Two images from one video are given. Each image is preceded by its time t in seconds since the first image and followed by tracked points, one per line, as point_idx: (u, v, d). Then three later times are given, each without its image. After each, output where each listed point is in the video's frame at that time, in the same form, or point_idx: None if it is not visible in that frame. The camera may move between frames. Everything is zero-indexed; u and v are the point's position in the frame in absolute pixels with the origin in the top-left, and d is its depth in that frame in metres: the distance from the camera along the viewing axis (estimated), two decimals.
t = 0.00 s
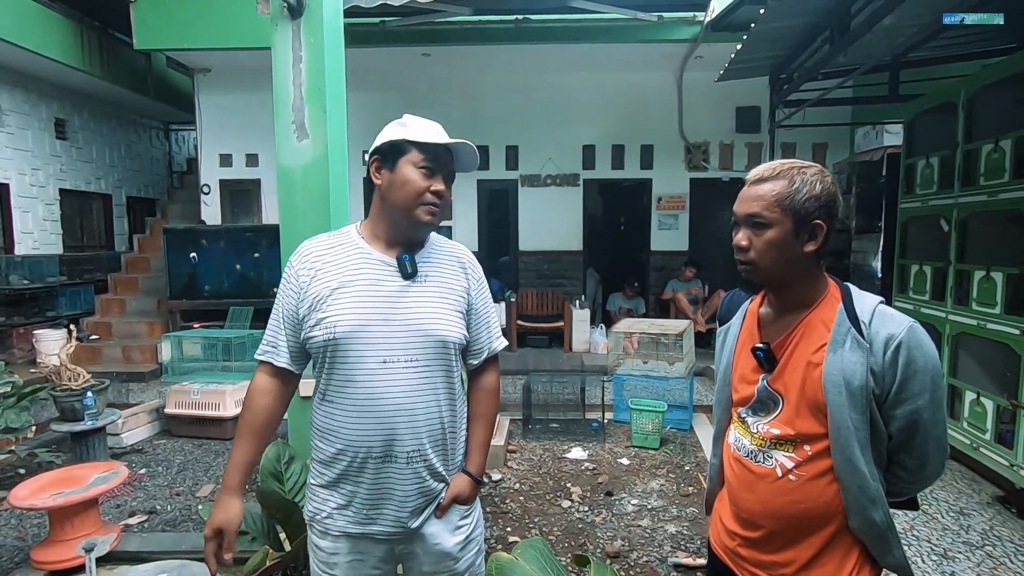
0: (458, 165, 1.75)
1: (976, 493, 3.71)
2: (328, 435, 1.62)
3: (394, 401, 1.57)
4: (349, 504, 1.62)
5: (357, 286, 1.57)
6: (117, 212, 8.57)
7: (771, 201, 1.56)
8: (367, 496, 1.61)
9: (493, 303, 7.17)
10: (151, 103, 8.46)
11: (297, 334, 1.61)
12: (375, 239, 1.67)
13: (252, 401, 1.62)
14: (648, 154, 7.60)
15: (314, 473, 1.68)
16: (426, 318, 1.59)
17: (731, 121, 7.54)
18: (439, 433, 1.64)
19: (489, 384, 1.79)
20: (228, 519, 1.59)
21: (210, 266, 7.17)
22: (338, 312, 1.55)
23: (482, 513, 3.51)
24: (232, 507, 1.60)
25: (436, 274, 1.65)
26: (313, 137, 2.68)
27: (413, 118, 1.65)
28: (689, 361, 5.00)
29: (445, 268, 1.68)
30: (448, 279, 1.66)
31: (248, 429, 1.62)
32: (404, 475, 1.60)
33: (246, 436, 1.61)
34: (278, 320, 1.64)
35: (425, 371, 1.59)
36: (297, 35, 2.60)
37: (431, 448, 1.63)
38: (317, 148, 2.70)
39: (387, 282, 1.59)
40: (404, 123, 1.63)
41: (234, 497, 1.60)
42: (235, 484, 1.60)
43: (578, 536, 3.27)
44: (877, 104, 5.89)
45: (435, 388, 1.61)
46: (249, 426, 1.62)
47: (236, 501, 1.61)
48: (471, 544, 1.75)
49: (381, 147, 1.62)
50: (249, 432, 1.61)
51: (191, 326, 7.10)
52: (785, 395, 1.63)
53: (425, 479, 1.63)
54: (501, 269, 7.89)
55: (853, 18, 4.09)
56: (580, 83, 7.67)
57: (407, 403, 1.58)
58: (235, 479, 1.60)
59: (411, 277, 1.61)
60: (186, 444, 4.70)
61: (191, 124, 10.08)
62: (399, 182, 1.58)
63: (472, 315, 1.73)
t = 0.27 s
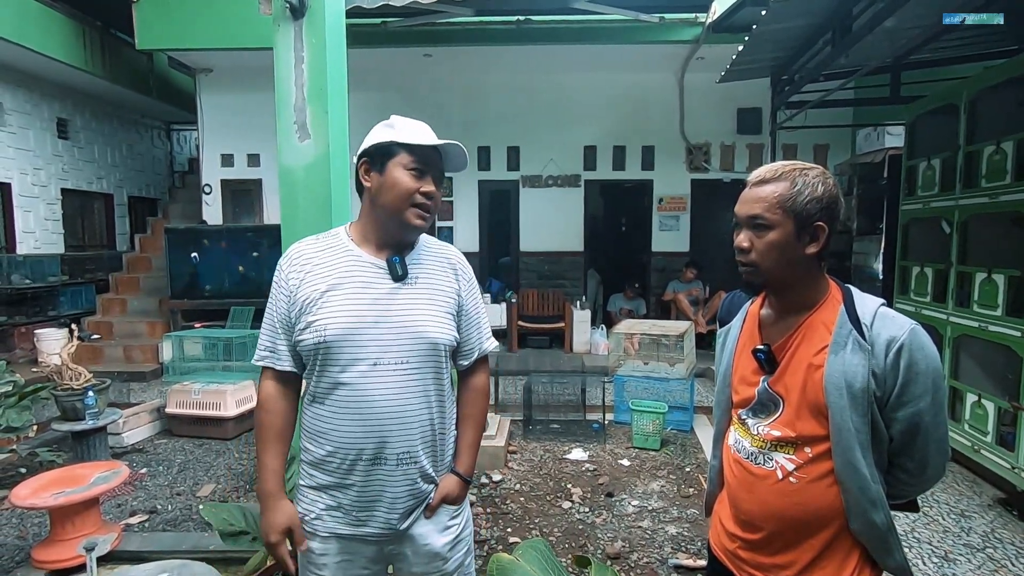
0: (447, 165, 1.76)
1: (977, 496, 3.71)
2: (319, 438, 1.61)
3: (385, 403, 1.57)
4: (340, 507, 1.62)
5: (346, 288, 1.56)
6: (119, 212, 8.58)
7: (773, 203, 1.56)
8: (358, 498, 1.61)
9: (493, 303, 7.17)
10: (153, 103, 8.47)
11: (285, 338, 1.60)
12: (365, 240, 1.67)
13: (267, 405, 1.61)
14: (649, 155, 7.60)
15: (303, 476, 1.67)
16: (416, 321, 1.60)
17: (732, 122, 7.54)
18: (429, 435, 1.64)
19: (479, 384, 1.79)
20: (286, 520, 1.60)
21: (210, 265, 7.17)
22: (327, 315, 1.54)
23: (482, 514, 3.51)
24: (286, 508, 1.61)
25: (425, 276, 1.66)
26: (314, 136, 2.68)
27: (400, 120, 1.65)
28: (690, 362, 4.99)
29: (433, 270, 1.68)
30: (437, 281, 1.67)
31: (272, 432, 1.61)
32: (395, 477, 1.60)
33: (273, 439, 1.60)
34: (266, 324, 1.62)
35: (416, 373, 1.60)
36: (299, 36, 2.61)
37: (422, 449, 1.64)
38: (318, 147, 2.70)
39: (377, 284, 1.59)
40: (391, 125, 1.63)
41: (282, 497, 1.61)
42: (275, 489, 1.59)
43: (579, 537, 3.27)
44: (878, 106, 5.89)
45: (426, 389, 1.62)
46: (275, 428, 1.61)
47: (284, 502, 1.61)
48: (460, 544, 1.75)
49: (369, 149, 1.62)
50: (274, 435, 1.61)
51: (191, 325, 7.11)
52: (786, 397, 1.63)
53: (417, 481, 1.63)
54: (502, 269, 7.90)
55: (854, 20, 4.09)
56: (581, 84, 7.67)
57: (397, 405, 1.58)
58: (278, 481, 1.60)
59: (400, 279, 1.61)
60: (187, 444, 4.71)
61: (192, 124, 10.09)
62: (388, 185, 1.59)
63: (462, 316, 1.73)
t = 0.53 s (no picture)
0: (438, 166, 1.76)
1: (979, 498, 3.70)
2: (309, 440, 1.61)
3: (376, 406, 1.57)
4: (331, 508, 1.62)
5: (337, 291, 1.56)
6: (121, 211, 8.59)
7: (775, 204, 1.56)
8: (349, 500, 1.61)
9: (494, 304, 7.17)
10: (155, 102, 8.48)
11: (275, 340, 1.60)
12: (355, 242, 1.66)
13: (251, 407, 1.61)
14: (651, 156, 7.60)
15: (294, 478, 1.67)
16: (407, 323, 1.60)
17: (734, 123, 7.53)
18: (420, 437, 1.65)
19: (470, 385, 1.80)
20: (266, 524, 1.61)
21: (212, 265, 7.17)
22: (318, 317, 1.54)
23: (483, 515, 3.51)
24: (267, 511, 1.61)
25: (417, 277, 1.66)
26: (317, 137, 2.68)
27: (389, 121, 1.65)
28: (691, 363, 4.99)
29: (425, 271, 1.68)
30: (428, 283, 1.67)
31: (256, 434, 1.61)
32: (385, 479, 1.61)
33: (257, 441, 1.61)
34: (256, 326, 1.62)
35: (407, 376, 1.60)
36: (303, 36, 2.61)
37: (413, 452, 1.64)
38: (321, 148, 2.70)
39: (367, 287, 1.59)
40: (381, 127, 1.63)
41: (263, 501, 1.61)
42: (257, 492, 1.60)
43: (580, 538, 3.27)
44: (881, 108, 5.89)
45: (416, 391, 1.62)
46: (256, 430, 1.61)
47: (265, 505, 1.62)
48: (450, 544, 1.73)
49: (359, 151, 1.61)
50: (258, 436, 1.61)
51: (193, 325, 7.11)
52: (788, 400, 1.62)
53: (407, 483, 1.63)
54: (503, 270, 7.89)
55: (857, 21, 4.09)
56: (584, 84, 7.67)
57: (387, 408, 1.58)
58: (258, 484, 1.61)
59: (391, 282, 1.61)
60: (189, 443, 4.71)
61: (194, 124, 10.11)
62: (378, 185, 1.59)
63: (452, 318, 1.74)
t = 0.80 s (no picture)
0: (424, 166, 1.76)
1: (980, 500, 3.69)
2: (300, 442, 1.61)
3: (366, 407, 1.57)
4: (324, 509, 1.62)
5: (325, 293, 1.56)
6: (124, 211, 8.61)
7: (774, 206, 1.56)
8: (341, 501, 1.61)
9: (495, 304, 7.16)
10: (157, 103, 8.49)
11: (265, 343, 1.60)
12: (343, 243, 1.67)
13: (229, 407, 1.62)
14: (653, 156, 7.60)
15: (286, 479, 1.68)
16: (396, 323, 1.60)
17: (736, 124, 7.53)
18: (411, 437, 1.64)
19: (461, 383, 1.80)
20: (220, 530, 1.60)
21: (214, 265, 7.17)
22: (306, 319, 1.54)
23: (484, 515, 3.51)
24: (223, 517, 1.60)
25: (406, 277, 1.66)
26: (318, 137, 2.67)
27: (375, 120, 1.65)
28: (693, 364, 4.99)
29: (414, 271, 1.68)
30: (417, 282, 1.67)
31: (227, 436, 1.62)
32: (377, 479, 1.61)
33: (226, 443, 1.62)
34: (245, 330, 1.62)
35: (397, 376, 1.60)
36: (304, 36, 2.62)
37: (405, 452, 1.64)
38: (322, 148, 2.69)
39: (355, 288, 1.58)
40: (366, 127, 1.63)
41: (222, 507, 1.61)
42: (218, 494, 1.60)
43: (581, 539, 3.27)
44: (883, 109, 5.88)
45: (407, 391, 1.62)
46: (228, 433, 1.62)
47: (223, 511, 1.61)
48: (443, 543, 1.73)
49: (345, 152, 1.62)
50: (228, 439, 1.62)
51: (195, 325, 7.12)
52: (789, 402, 1.62)
53: (400, 483, 1.63)
54: (504, 270, 7.89)
55: (859, 23, 4.09)
56: (585, 85, 7.67)
57: (378, 408, 1.58)
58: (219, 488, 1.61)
59: (379, 283, 1.61)
60: (190, 443, 4.72)
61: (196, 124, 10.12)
62: (364, 186, 1.59)
63: (443, 317, 1.73)
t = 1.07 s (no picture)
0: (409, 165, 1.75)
1: (981, 501, 3.69)
2: (293, 444, 1.62)
3: (358, 407, 1.57)
4: (318, 510, 1.62)
5: (314, 295, 1.56)
6: (124, 212, 8.62)
7: (741, 257, 1.47)
8: (335, 502, 1.61)
9: (495, 305, 7.16)
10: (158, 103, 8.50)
11: (256, 347, 1.60)
12: (330, 245, 1.66)
13: (230, 412, 1.63)
14: (653, 157, 7.60)
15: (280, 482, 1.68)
16: (386, 324, 1.60)
17: (736, 124, 7.53)
18: (403, 436, 1.64)
19: (454, 380, 1.78)
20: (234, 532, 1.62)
21: (214, 266, 7.17)
22: (296, 321, 1.54)
23: (484, 516, 3.51)
24: (236, 519, 1.63)
25: (396, 278, 1.66)
26: (319, 137, 2.67)
27: (358, 120, 1.64)
28: (693, 365, 4.99)
29: (404, 271, 1.68)
30: (407, 282, 1.67)
31: (232, 440, 1.63)
32: (370, 479, 1.60)
33: (230, 448, 1.62)
34: (237, 334, 1.63)
35: (387, 375, 1.59)
36: (305, 36, 2.62)
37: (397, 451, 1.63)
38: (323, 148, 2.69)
39: (343, 290, 1.58)
40: (348, 128, 1.62)
41: (232, 508, 1.63)
42: (228, 497, 1.62)
43: (580, 540, 3.27)
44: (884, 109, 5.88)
45: (398, 391, 1.61)
46: (232, 437, 1.63)
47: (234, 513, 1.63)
48: (439, 542, 1.72)
49: (328, 153, 1.61)
50: (232, 444, 1.63)
51: (195, 325, 7.12)
52: (788, 416, 1.60)
53: (393, 482, 1.63)
54: (504, 270, 7.89)
55: (860, 23, 4.09)
56: (586, 85, 7.67)
57: (370, 409, 1.58)
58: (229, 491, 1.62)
59: (368, 284, 1.61)
60: (190, 443, 4.72)
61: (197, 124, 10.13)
62: (349, 187, 1.58)
63: (434, 316, 1.73)
